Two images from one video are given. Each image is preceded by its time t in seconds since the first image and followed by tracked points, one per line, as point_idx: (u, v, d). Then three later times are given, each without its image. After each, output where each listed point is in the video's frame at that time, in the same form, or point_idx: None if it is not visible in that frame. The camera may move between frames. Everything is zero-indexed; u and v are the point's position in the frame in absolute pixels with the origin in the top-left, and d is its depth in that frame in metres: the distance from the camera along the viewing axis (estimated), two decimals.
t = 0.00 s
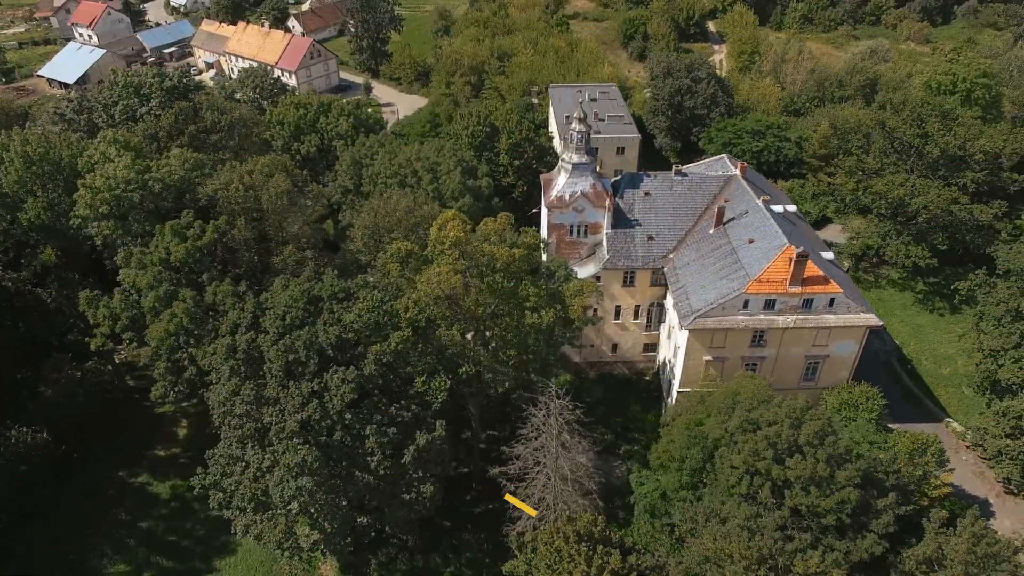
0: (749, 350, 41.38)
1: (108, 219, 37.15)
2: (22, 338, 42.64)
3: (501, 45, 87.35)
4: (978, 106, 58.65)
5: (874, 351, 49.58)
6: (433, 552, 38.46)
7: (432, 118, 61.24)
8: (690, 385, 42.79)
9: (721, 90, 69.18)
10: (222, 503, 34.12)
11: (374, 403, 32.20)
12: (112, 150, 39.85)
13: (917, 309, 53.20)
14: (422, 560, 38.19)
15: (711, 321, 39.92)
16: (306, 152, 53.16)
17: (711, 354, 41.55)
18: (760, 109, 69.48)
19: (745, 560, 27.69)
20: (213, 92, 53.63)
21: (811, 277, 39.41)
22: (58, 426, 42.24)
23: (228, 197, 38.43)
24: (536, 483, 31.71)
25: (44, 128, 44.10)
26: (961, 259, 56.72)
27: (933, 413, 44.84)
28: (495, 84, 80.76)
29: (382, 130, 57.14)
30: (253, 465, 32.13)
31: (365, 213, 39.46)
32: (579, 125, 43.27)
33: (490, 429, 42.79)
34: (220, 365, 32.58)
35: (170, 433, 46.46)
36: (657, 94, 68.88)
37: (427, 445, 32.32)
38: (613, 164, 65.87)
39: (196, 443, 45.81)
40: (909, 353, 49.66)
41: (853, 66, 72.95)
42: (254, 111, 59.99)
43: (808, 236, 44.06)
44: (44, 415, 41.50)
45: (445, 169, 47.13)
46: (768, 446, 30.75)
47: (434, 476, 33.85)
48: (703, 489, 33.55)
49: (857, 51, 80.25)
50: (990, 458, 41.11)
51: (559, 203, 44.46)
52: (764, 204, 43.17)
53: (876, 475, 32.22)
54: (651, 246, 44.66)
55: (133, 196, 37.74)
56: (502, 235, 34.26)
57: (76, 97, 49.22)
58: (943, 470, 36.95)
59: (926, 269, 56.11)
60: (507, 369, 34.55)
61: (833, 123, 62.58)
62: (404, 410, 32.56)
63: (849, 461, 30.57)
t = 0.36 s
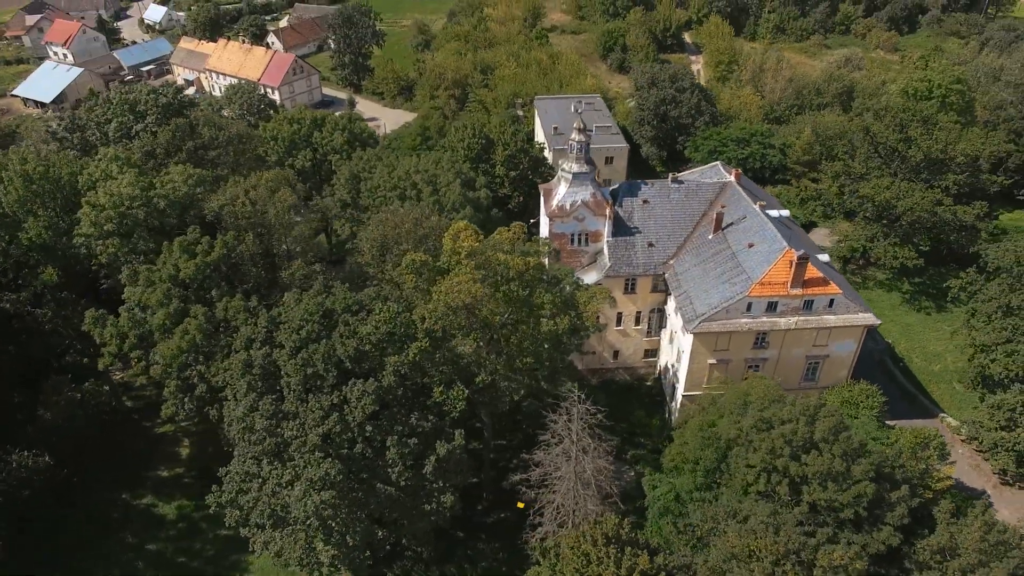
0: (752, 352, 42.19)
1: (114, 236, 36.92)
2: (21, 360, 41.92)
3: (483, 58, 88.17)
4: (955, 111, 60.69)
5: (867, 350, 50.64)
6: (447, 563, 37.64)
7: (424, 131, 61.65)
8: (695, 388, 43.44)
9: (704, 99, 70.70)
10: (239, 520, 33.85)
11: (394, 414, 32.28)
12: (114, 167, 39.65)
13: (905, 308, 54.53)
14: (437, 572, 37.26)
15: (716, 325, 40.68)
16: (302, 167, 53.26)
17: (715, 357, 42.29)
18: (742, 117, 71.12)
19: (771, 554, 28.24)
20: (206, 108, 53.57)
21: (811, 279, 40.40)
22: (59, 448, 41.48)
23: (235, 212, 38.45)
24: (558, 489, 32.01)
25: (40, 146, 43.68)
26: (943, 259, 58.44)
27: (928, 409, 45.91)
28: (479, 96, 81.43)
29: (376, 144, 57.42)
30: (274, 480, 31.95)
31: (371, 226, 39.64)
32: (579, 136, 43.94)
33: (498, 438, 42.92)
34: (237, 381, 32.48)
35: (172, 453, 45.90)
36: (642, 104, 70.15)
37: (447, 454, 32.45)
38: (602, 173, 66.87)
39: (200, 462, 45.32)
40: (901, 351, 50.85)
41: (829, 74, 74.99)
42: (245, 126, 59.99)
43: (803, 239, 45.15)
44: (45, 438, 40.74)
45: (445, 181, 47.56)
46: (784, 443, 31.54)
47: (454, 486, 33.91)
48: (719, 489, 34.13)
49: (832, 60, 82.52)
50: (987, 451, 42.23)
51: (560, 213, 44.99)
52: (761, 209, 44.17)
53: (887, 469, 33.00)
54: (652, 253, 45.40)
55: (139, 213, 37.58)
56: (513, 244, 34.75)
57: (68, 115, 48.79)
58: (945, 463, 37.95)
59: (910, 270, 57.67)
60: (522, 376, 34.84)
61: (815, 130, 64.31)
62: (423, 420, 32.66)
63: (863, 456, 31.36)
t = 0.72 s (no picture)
0: (755, 355, 42.96)
1: (122, 254, 36.63)
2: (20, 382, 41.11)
3: (467, 72, 88.94)
4: (934, 117, 62.59)
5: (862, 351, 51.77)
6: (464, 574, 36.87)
7: (417, 144, 62.00)
8: (700, 392, 44.06)
9: (689, 109, 72.08)
10: (258, 536, 33.59)
11: (414, 424, 32.37)
12: (118, 184, 39.37)
13: (895, 309, 55.87)
14: None
15: (721, 329, 41.39)
16: (300, 182, 53.28)
17: (720, 361, 42.97)
18: (727, 127, 72.61)
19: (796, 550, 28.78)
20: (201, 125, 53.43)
21: (812, 282, 41.31)
22: (61, 471, 40.67)
23: (243, 227, 38.35)
24: (580, 495, 32.31)
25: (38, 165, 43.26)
26: (928, 261, 60.08)
27: (925, 406, 47.05)
28: (465, 109, 82.02)
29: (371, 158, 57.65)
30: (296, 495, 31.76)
31: (380, 238, 39.80)
32: (580, 146, 44.58)
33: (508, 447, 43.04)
34: (256, 396, 32.34)
35: (176, 472, 45.35)
36: (629, 114, 71.27)
37: (469, 463, 32.56)
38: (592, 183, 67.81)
39: (205, 481, 44.84)
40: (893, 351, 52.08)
41: (809, 83, 76.88)
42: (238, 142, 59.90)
43: (800, 243, 46.14)
44: (48, 461, 39.93)
45: (446, 193, 47.91)
46: (800, 442, 32.21)
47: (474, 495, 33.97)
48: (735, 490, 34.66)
49: (809, 69, 84.57)
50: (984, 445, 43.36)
51: (562, 222, 45.52)
52: (760, 215, 45.11)
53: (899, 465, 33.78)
54: (653, 260, 46.10)
55: (146, 230, 37.33)
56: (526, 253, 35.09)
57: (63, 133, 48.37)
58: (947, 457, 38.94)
59: (897, 271, 59.15)
60: (538, 385, 35.12)
61: (800, 137, 65.89)
62: (444, 430, 32.77)
63: (876, 453, 32.13)
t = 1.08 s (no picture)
0: (760, 358, 43.74)
1: (133, 270, 36.41)
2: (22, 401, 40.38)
3: (454, 85, 89.58)
4: (916, 123, 64.46)
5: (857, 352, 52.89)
6: None
7: (412, 157, 62.34)
8: (706, 396, 44.72)
9: (676, 119, 73.42)
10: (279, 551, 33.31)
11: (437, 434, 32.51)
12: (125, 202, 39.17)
13: (885, 311, 57.26)
14: None
15: (726, 333, 42.12)
16: (300, 196, 53.38)
17: (725, 364, 43.69)
18: (713, 136, 74.10)
19: (820, 547, 29.38)
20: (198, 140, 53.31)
21: (814, 285, 42.22)
22: (67, 492, 39.96)
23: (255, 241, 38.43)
24: (602, 499, 32.65)
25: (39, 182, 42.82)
26: (915, 263, 61.67)
27: (921, 405, 48.15)
28: (453, 122, 82.52)
29: (369, 171, 57.91)
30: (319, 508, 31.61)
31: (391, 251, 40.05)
32: (583, 156, 45.20)
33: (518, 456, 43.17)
34: (277, 409, 32.26)
35: (182, 491, 44.83)
36: (618, 125, 72.41)
37: (491, 471, 32.72)
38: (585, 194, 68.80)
39: (213, 499, 44.36)
40: (887, 351, 53.28)
41: (791, 93, 78.71)
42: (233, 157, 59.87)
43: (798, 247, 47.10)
44: (53, 482, 39.23)
45: (449, 205, 48.30)
46: (817, 441, 32.94)
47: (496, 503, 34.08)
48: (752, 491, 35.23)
49: (789, 79, 86.55)
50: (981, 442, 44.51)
51: (566, 231, 46.10)
52: (759, 220, 46.01)
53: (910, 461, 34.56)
54: (656, 267, 46.81)
55: (157, 246, 37.18)
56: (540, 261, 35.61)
57: (60, 150, 47.95)
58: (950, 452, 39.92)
59: (885, 275, 60.66)
60: (554, 391, 35.46)
61: (787, 145, 67.43)
62: (465, 439, 32.92)
63: (890, 450, 32.87)
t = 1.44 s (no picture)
0: (767, 363, 44.43)
1: (148, 286, 36.23)
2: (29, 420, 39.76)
3: (444, 98, 90.18)
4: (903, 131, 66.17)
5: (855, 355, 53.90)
6: None
7: (411, 170, 62.61)
8: (714, 401, 45.26)
9: (668, 129, 74.58)
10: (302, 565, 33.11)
11: (462, 443, 32.63)
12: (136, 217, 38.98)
13: (880, 315, 58.47)
14: None
15: (735, 338, 42.79)
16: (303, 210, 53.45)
17: (734, 369, 44.31)
18: (704, 145, 75.38)
19: (845, 544, 29.89)
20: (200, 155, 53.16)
21: (819, 290, 43.08)
22: (77, 511, 39.35)
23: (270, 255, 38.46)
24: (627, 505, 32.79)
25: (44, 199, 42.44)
26: (906, 267, 63.06)
27: (921, 405, 49.14)
28: (445, 135, 83.01)
29: (370, 184, 58.09)
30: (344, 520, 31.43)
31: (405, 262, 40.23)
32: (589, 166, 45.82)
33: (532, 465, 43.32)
34: (301, 422, 32.19)
35: (192, 508, 44.35)
36: (612, 136, 73.40)
37: (516, 479, 32.89)
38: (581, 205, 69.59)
39: (223, 516, 43.90)
40: (884, 354, 54.35)
41: (778, 103, 80.36)
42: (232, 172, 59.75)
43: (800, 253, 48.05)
44: (64, 501, 38.63)
45: (456, 217, 48.64)
46: (834, 441, 33.59)
47: (519, 511, 34.21)
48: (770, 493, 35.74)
49: (774, 90, 88.34)
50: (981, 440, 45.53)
51: (573, 241, 46.63)
52: (762, 228, 46.92)
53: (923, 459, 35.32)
54: (661, 275, 47.50)
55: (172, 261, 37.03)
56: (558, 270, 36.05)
57: (61, 166, 47.52)
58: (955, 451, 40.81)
59: (877, 279, 62.01)
60: (573, 399, 35.77)
61: (778, 154, 68.79)
62: (489, 448, 33.08)
63: (906, 448, 33.60)
